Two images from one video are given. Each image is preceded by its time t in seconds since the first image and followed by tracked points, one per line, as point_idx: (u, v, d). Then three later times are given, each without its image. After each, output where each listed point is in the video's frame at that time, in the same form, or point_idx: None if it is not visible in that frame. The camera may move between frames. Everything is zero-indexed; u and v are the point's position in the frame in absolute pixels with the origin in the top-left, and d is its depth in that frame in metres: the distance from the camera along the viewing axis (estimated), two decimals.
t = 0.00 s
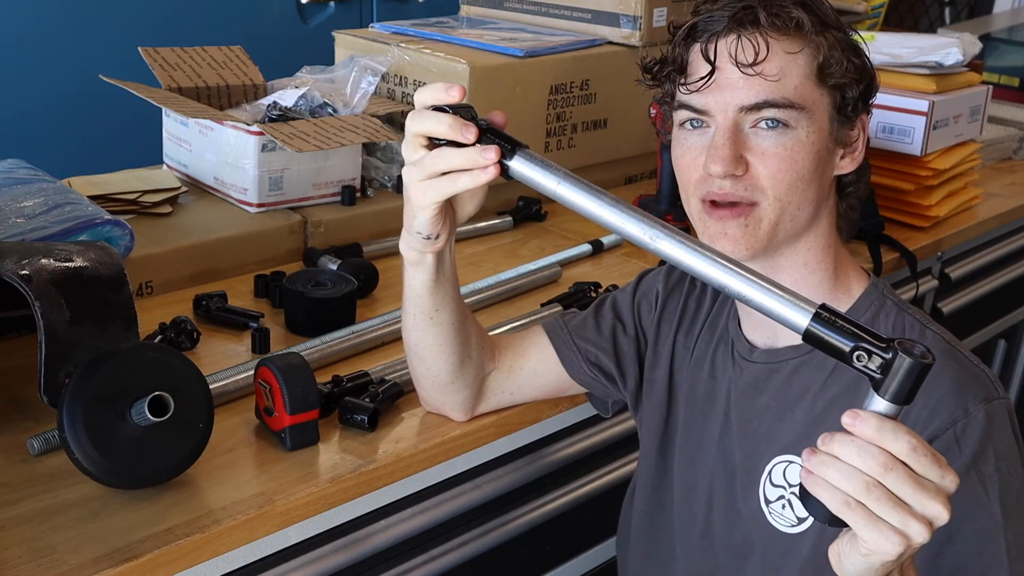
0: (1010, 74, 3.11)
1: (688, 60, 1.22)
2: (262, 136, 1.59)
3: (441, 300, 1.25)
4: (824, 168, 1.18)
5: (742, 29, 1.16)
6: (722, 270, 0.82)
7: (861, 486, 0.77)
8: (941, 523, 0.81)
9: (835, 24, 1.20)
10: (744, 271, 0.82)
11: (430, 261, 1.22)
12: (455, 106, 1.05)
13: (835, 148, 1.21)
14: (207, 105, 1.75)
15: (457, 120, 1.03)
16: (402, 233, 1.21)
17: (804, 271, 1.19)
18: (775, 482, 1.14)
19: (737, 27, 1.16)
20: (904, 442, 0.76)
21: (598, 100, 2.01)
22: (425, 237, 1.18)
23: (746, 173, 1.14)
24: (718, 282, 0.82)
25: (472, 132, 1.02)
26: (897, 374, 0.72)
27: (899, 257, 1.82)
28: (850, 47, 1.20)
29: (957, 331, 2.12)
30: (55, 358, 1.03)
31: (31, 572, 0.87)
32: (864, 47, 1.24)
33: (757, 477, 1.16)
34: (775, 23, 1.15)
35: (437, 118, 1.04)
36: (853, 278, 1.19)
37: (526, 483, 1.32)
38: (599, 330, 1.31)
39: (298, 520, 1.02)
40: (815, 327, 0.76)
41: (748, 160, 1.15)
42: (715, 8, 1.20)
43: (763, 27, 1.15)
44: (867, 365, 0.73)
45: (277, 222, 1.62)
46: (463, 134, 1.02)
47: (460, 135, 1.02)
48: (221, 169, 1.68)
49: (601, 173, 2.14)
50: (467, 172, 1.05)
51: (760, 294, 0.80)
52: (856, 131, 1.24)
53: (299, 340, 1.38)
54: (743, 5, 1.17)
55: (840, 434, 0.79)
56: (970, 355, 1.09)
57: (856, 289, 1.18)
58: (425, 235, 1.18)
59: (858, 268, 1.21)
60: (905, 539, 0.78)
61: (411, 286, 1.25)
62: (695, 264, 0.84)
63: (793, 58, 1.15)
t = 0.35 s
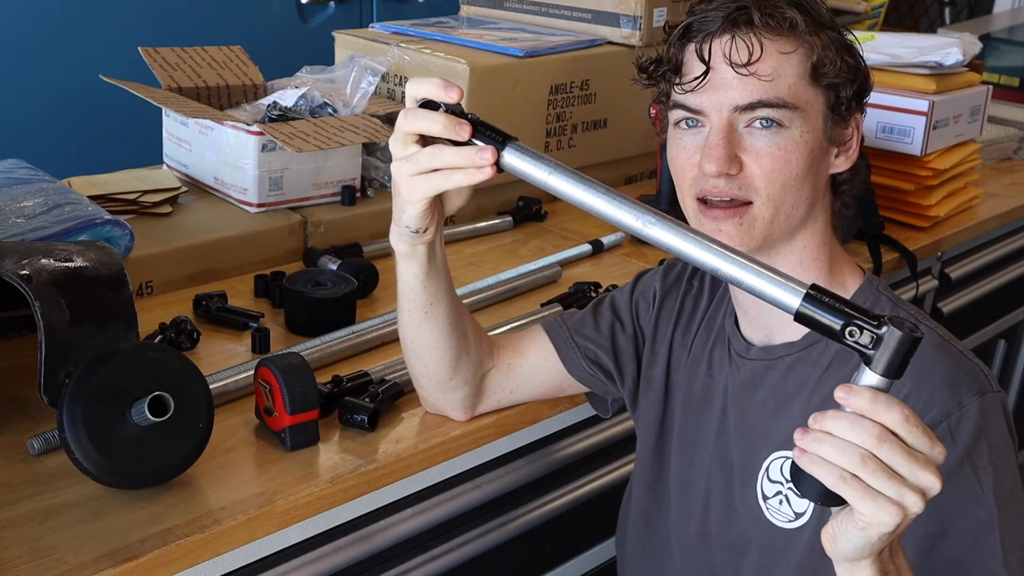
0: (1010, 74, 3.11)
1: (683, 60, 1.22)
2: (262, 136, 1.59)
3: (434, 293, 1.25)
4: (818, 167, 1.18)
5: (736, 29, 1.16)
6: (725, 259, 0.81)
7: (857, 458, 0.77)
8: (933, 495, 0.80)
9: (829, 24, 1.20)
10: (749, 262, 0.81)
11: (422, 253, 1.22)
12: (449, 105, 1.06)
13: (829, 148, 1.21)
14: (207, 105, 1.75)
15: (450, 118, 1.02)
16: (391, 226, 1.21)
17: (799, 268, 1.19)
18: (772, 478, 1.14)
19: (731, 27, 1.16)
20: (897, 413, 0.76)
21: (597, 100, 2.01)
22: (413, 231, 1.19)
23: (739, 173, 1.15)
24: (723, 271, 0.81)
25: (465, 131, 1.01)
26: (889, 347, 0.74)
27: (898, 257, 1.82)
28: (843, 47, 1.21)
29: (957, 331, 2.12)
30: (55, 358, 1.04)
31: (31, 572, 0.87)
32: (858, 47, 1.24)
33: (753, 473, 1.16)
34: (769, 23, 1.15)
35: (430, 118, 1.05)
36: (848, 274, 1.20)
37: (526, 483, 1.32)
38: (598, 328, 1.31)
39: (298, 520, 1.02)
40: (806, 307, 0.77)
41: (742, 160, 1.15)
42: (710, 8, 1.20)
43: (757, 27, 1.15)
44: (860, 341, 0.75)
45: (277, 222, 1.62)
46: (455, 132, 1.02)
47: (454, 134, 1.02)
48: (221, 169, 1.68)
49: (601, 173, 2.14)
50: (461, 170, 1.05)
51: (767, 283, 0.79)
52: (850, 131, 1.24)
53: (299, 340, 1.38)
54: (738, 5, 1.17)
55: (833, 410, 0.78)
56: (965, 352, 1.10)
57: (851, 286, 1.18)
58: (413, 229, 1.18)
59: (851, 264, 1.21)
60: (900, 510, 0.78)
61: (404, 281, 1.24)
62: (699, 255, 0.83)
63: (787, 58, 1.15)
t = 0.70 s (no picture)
0: (1010, 74, 3.11)
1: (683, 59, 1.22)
2: (262, 136, 1.59)
3: (429, 293, 1.25)
4: (816, 167, 1.18)
5: (737, 29, 1.16)
6: (722, 275, 0.82)
7: (847, 467, 0.78)
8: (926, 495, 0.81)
9: (829, 25, 1.20)
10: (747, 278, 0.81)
11: (414, 255, 1.22)
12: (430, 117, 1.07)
13: (828, 147, 1.21)
14: (207, 105, 1.75)
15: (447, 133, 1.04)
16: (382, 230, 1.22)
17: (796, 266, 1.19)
18: (767, 473, 1.14)
19: (732, 26, 1.16)
20: (885, 421, 0.76)
21: (597, 100, 2.01)
22: (402, 236, 1.19)
23: (738, 171, 1.14)
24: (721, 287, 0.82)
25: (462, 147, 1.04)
26: (870, 361, 0.73)
27: (899, 257, 1.82)
28: (843, 48, 1.21)
29: (957, 332, 2.11)
30: (55, 358, 1.03)
31: (31, 573, 0.87)
32: (858, 47, 1.24)
33: (747, 467, 1.16)
34: (770, 23, 1.15)
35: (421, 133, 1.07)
36: (844, 272, 1.20)
37: (527, 483, 1.32)
38: (597, 326, 1.31)
39: (298, 520, 1.02)
40: (791, 317, 0.77)
41: (741, 159, 1.15)
42: (711, 9, 1.21)
43: (758, 27, 1.15)
44: (843, 355, 0.74)
45: (277, 222, 1.62)
46: (451, 147, 1.04)
47: (449, 149, 1.04)
48: (221, 169, 1.68)
49: (601, 173, 2.14)
50: (450, 181, 1.07)
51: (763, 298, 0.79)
52: (848, 131, 1.24)
53: (299, 340, 1.38)
54: (739, 5, 1.17)
55: (821, 419, 0.79)
56: (959, 344, 1.10)
57: (847, 283, 1.19)
58: (402, 234, 1.19)
59: (847, 261, 1.22)
60: (891, 516, 0.79)
61: (398, 282, 1.25)
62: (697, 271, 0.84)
63: (787, 58, 1.15)
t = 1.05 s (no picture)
0: (1010, 74, 3.11)
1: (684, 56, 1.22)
2: (262, 136, 1.60)
3: (425, 292, 1.24)
4: (813, 166, 1.18)
5: (739, 28, 1.16)
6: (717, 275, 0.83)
7: (857, 464, 0.79)
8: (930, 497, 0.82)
9: (830, 27, 1.20)
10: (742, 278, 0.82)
11: (410, 253, 1.21)
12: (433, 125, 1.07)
13: (825, 147, 1.21)
14: (207, 105, 1.75)
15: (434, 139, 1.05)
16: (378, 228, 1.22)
17: (791, 262, 1.19)
18: (761, 468, 1.14)
19: (734, 26, 1.16)
20: (896, 421, 0.78)
21: (597, 100, 2.01)
22: (392, 236, 1.19)
23: (737, 170, 1.15)
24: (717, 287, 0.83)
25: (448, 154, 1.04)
26: (884, 361, 0.75)
27: (899, 257, 1.82)
28: (843, 49, 1.21)
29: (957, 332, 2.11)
30: (55, 358, 1.04)
31: (31, 573, 0.87)
32: (857, 49, 1.24)
33: (740, 463, 1.17)
34: (771, 23, 1.15)
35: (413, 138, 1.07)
36: (837, 269, 1.20)
37: (526, 483, 1.32)
38: (593, 325, 1.30)
39: (298, 520, 1.02)
40: (803, 321, 0.78)
41: (739, 158, 1.15)
42: (712, 7, 1.20)
43: (760, 27, 1.15)
44: (856, 355, 0.76)
45: (277, 222, 1.62)
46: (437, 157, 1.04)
47: (437, 160, 1.04)
48: (221, 169, 1.68)
49: (601, 173, 2.14)
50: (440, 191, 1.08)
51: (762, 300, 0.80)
52: (846, 131, 1.24)
53: (299, 340, 1.38)
54: (741, 5, 1.17)
55: (831, 420, 0.80)
56: (950, 340, 1.10)
57: (840, 278, 1.19)
58: (393, 235, 1.19)
59: (841, 257, 1.22)
60: (900, 516, 0.80)
61: (393, 280, 1.24)
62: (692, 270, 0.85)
63: (788, 58, 1.15)
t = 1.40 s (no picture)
0: (1010, 74, 3.11)
1: (649, 54, 1.20)
2: (262, 136, 1.60)
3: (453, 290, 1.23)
4: (778, 159, 1.19)
5: (711, 28, 1.16)
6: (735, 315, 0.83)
7: (887, 478, 0.84)
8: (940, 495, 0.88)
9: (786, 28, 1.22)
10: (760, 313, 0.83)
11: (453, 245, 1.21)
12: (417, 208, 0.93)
13: (785, 142, 1.22)
14: (207, 105, 1.75)
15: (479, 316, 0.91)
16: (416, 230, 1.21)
17: (757, 248, 1.18)
18: (736, 444, 1.15)
19: (706, 25, 1.16)
20: (925, 431, 0.83)
21: (597, 100, 2.01)
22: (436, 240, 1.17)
23: (714, 162, 1.14)
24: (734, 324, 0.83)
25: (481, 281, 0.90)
26: (910, 381, 0.80)
27: (899, 257, 1.82)
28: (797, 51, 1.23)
29: (957, 332, 2.11)
30: (55, 358, 1.04)
31: (31, 572, 0.87)
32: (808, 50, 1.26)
33: (715, 444, 1.17)
34: (740, 22, 1.16)
35: (461, 333, 0.92)
36: (797, 252, 1.21)
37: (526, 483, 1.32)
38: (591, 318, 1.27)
39: (297, 520, 1.02)
40: (834, 351, 0.81)
41: (716, 150, 1.14)
42: (681, 8, 1.20)
43: (731, 27, 1.16)
44: (887, 378, 0.81)
45: (277, 222, 1.62)
46: (462, 242, 0.90)
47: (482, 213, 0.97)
48: (221, 169, 1.68)
49: (601, 173, 2.14)
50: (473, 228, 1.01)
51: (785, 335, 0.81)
52: (801, 127, 1.26)
53: (299, 340, 1.38)
54: (711, 6, 1.17)
55: (859, 431, 0.85)
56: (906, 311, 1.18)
57: (801, 263, 1.20)
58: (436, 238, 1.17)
59: (798, 242, 1.23)
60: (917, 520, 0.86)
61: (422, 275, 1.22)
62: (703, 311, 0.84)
63: (755, 56, 1.16)
